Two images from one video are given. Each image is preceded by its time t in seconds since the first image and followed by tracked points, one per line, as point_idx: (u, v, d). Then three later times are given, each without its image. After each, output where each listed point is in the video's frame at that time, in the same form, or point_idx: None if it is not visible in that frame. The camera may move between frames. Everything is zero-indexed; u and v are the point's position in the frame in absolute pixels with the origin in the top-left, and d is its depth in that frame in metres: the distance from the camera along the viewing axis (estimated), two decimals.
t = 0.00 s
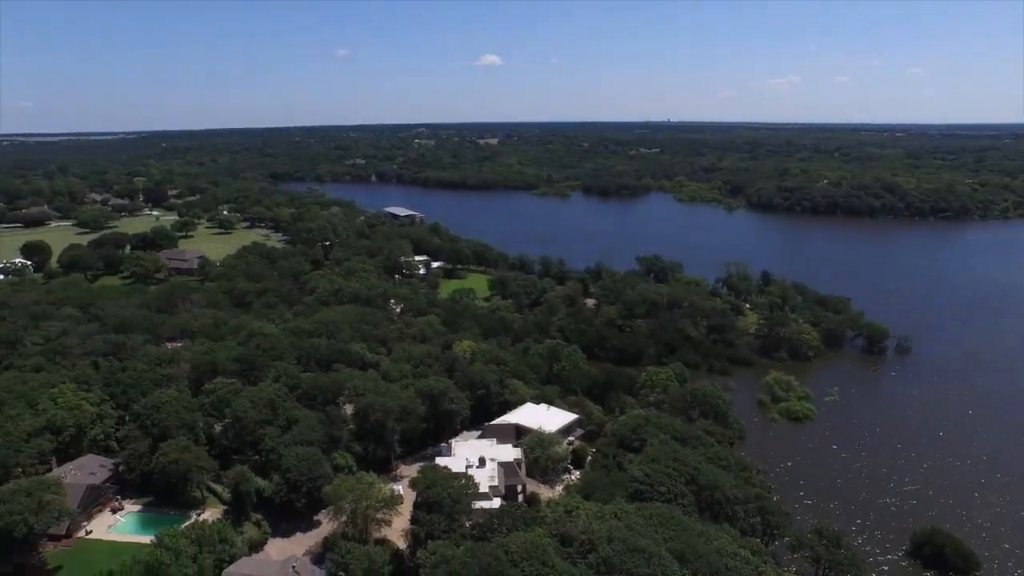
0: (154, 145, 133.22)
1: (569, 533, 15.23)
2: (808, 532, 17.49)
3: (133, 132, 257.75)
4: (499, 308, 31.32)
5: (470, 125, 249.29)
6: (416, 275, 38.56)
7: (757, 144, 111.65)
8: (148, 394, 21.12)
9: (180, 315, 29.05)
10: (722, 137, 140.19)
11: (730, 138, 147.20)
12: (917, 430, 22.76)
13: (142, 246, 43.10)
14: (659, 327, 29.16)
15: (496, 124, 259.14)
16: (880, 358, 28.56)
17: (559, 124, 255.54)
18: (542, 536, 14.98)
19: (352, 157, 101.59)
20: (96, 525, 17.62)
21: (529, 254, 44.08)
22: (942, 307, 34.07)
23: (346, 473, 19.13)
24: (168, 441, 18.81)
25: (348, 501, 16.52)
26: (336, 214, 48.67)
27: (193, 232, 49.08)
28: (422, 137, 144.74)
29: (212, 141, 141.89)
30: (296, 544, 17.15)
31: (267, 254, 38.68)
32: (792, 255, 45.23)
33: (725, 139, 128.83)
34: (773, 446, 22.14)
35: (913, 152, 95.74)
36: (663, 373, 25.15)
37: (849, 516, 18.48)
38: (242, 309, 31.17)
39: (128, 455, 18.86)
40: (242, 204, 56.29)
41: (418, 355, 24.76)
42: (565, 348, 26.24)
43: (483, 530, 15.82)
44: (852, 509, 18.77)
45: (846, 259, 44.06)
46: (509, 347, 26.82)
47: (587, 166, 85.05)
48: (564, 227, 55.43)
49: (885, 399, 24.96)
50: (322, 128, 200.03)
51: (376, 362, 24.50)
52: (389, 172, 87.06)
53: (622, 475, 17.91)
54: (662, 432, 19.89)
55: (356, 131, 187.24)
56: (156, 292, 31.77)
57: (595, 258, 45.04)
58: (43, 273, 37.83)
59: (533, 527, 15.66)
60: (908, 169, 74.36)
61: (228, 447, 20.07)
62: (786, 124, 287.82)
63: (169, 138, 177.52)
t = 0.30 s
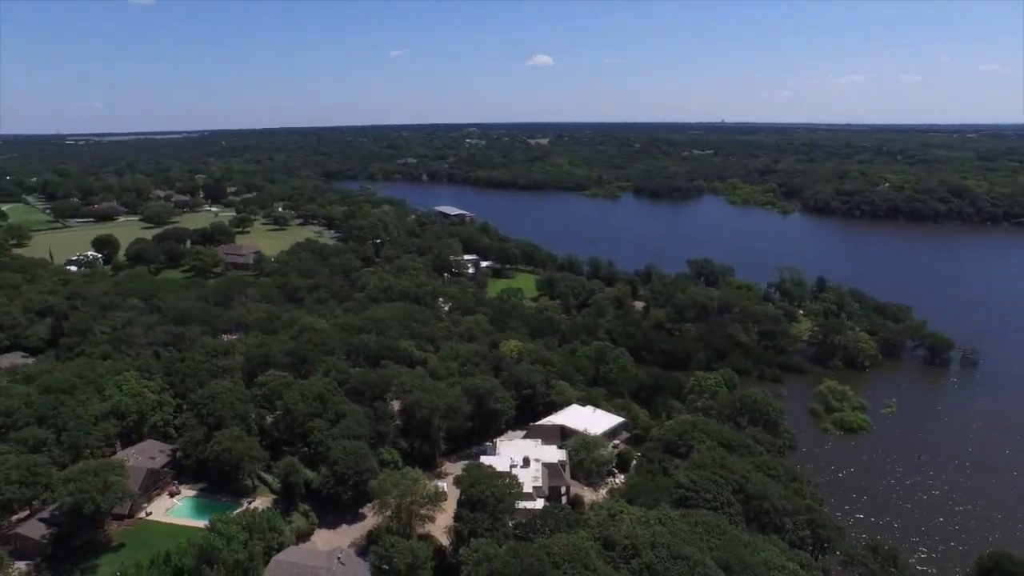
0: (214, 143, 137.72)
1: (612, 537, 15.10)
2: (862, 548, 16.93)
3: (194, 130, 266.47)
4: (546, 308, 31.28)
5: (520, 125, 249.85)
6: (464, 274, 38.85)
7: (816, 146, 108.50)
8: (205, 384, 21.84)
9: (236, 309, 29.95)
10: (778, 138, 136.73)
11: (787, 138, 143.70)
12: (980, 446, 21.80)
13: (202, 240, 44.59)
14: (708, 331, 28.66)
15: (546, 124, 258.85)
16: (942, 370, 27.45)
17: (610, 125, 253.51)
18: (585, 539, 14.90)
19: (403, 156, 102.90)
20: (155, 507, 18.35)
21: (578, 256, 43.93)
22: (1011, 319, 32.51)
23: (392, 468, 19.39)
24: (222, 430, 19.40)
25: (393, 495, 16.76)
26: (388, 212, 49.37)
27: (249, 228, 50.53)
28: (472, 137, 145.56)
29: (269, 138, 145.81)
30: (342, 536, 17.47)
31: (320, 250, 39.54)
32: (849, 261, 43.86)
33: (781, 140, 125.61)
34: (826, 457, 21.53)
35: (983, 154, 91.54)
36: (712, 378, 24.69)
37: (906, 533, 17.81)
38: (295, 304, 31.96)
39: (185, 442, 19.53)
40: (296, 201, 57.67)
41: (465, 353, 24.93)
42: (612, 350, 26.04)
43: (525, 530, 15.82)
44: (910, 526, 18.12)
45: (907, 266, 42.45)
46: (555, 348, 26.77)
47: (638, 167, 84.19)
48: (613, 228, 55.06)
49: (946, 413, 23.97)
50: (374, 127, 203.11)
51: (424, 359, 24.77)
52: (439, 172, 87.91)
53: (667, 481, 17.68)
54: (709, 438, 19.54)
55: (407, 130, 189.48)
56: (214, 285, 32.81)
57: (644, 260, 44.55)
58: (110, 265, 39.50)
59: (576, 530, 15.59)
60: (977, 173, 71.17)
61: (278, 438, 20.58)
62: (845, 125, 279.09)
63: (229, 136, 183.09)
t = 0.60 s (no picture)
0: (271, 143, 141.36)
1: (654, 543, 14.91)
2: (918, 568, 16.27)
3: (254, 130, 274.53)
4: (593, 310, 31.10)
5: (570, 125, 249.05)
6: (511, 274, 38.97)
7: (877, 148, 104.75)
8: (258, 376, 22.48)
9: (288, 304, 30.73)
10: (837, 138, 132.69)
11: (846, 139, 139.26)
12: None
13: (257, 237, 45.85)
14: (759, 337, 28.03)
15: (597, 124, 257.17)
16: (1008, 384, 26.21)
17: (661, 125, 250.25)
18: (626, 543, 14.75)
19: (454, 156, 103.72)
20: (208, 493, 18.98)
21: (626, 258, 43.54)
22: None
23: (435, 465, 19.57)
24: (272, 422, 19.92)
25: (436, 492, 16.92)
26: (437, 211, 49.85)
27: (302, 225, 51.79)
28: (522, 137, 145.72)
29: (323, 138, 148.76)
30: (385, 530, 17.73)
31: (370, 248, 40.21)
32: (910, 268, 42.29)
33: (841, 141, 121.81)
34: (880, 471, 20.80)
35: None
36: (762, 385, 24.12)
37: (965, 554, 17.07)
38: (345, 301, 32.61)
39: (237, 432, 20.12)
40: (348, 199, 58.81)
41: (511, 353, 24.98)
42: (659, 354, 25.72)
43: (567, 532, 15.76)
44: (970, 547, 17.34)
45: (973, 274, 40.66)
46: (601, 350, 26.60)
47: (689, 169, 82.89)
48: (662, 230, 54.41)
49: (1011, 431, 22.88)
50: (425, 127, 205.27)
51: (470, 358, 24.94)
52: (488, 171, 88.30)
53: (712, 489, 17.37)
54: (757, 446, 19.11)
55: (458, 129, 190.94)
56: (268, 280, 33.73)
57: (693, 263, 43.87)
58: (170, 259, 41.02)
59: (618, 534, 15.46)
60: None
61: (326, 431, 21.01)
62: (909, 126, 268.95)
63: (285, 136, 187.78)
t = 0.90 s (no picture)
0: (320, 142, 143.99)
1: (694, 549, 14.65)
2: None
3: (304, 129, 280.03)
4: (636, 312, 30.82)
5: (616, 126, 247.12)
6: (554, 275, 38.91)
7: (938, 150, 100.81)
8: (303, 370, 22.98)
9: (334, 300, 31.31)
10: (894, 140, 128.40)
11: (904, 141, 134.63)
12: None
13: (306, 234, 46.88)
14: (807, 343, 27.34)
15: (644, 125, 254.58)
16: None
17: (710, 126, 246.17)
18: (664, 549, 14.53)
19: (498, 156, 104.06)
20: (253, 483, 19.50)
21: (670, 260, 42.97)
22: None
23: (475, 464, 19.66)
24: (316, 416, 20.33)
25: (474, 490, 16.99)
26: (481, 211, 50.11)
27: (349, 223, 52.69)
28: (568, 137, 145.16)
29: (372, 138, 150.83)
30: (423, 526, 17.91)
31: (415, 246, 40.68)
32: (969, 275, 40.63)
33: (897, 143, 117.89)
34: (933, 486, 20.03)
35: None
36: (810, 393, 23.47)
37: None
38: (389, 299, 33.09)
39: (282, 424, 20.60)
40: (394, 198, 59.58)
41: (552, 353, 24.95)
42: (702, 358, 25.33)
43: (604, 536, 15.62)
44: None
45: None
46: (643, 353, 26.34)
47: (738, 170, 81.36)
48: (709, 233, 53.55)
49: None
50: (471, 127, 206.46)
51: (511, 359, 25.00)
52: (533, 172, 88.31)
53: (755, 497, 17.00)
54: (803, 456, 18.61)
55: (503, 129, 191.49)
56: (314, 277, 34.43)
57: (740, 267, 43.05)
58: (223, 255, 42.23)
59: (656, 540, 15.25)
60: None
61: (368, 427, 21.35)
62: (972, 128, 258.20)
63: (335, 134, 191.02)
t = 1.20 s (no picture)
0: (362, 141, 145.69)
1: (730, 557, 14.40)
2: None
3: (348, 129, 284.78)
4: (675, 315, 30.45)
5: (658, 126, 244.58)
6: (593, 276, 38.72)
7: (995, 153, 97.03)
8: (342, 366, 23.37)
9: (373, 297, 31.74)
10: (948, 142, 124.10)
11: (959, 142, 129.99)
12: None
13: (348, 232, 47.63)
14: (853, 350, 26.61)
15: (686, 126, 251.43)
16: None
17: (755, 127, 241.61)
18: (700, 556, 14.32)
19: (539, 156, 104.03)
20: (292, 476, 19.89)
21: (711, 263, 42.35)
22: None
23: (510, 463, 19.67)
24: (354, 411, 20.62)
25: (508, 490, 17.02)
26: (520, 211, 50.16)
27: (390, 221, 53.34)
28: (609, 138, 144.18)
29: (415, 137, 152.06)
30: (456, 524, 18.00)
31: (454, 245, 40.95)
32: None
33: (952, 145, 113.91)
34: (984, 503, 19.26)
35: None
36: (855, 402, 22.83)
37: None
38: (427, 297, 33.37)
39: (320, 419, 20.96)
40: (434, 197, 60.11)
41: (589, 355, 24.83)
42: (743, 363, 24.88)
43: (638, 540, 15.47)
44: None
45: None
46: (682, 356, 26.02)
47: (783, 172, 79.69)
48: (751, 236, 52.61)
49: None
50: (512, 127, 206.67)
51: (548, 359, 24.96)
52: (573, 172, 88.03)
53: (794, 507, 16.63)
54: (846, 466, 18.12)
55: (544, 129, 191.31)
56: (355, 274, 34.96)
57: (783, 271, 42.18)
58: (266, 251, 43.19)
59: (691, 546, 15.04)
60: None
61: (404, 423, 21.55)
62: None
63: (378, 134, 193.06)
